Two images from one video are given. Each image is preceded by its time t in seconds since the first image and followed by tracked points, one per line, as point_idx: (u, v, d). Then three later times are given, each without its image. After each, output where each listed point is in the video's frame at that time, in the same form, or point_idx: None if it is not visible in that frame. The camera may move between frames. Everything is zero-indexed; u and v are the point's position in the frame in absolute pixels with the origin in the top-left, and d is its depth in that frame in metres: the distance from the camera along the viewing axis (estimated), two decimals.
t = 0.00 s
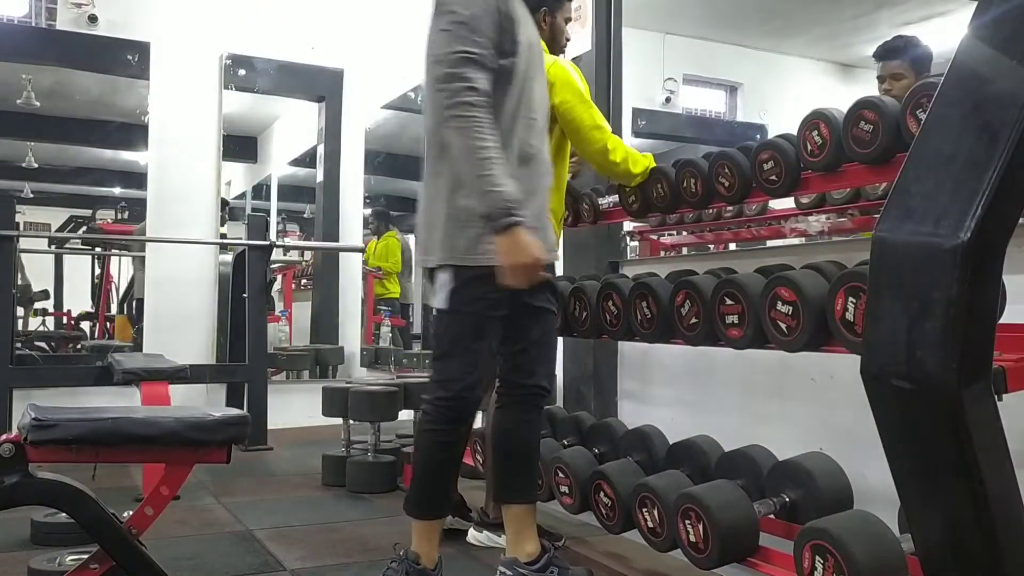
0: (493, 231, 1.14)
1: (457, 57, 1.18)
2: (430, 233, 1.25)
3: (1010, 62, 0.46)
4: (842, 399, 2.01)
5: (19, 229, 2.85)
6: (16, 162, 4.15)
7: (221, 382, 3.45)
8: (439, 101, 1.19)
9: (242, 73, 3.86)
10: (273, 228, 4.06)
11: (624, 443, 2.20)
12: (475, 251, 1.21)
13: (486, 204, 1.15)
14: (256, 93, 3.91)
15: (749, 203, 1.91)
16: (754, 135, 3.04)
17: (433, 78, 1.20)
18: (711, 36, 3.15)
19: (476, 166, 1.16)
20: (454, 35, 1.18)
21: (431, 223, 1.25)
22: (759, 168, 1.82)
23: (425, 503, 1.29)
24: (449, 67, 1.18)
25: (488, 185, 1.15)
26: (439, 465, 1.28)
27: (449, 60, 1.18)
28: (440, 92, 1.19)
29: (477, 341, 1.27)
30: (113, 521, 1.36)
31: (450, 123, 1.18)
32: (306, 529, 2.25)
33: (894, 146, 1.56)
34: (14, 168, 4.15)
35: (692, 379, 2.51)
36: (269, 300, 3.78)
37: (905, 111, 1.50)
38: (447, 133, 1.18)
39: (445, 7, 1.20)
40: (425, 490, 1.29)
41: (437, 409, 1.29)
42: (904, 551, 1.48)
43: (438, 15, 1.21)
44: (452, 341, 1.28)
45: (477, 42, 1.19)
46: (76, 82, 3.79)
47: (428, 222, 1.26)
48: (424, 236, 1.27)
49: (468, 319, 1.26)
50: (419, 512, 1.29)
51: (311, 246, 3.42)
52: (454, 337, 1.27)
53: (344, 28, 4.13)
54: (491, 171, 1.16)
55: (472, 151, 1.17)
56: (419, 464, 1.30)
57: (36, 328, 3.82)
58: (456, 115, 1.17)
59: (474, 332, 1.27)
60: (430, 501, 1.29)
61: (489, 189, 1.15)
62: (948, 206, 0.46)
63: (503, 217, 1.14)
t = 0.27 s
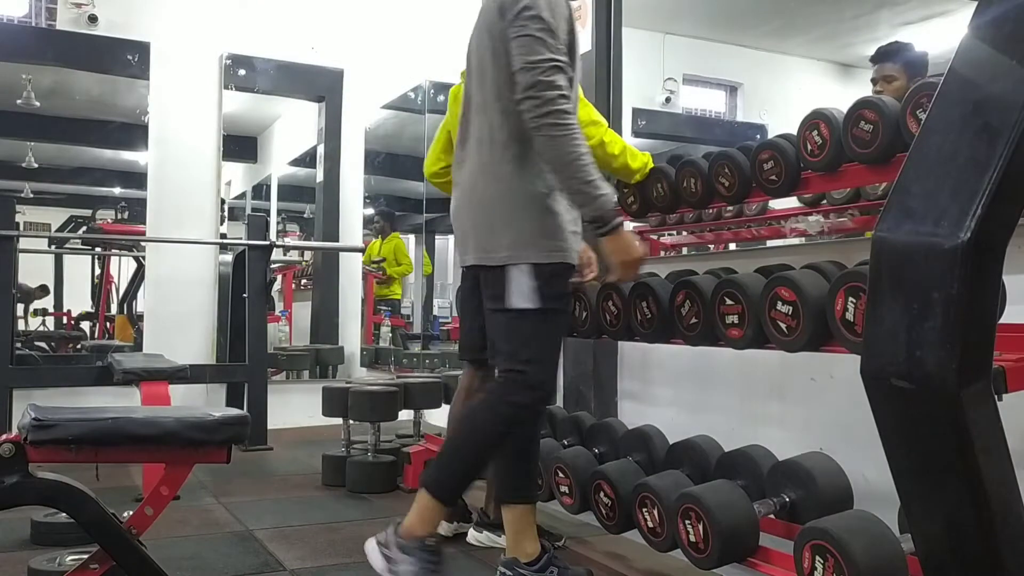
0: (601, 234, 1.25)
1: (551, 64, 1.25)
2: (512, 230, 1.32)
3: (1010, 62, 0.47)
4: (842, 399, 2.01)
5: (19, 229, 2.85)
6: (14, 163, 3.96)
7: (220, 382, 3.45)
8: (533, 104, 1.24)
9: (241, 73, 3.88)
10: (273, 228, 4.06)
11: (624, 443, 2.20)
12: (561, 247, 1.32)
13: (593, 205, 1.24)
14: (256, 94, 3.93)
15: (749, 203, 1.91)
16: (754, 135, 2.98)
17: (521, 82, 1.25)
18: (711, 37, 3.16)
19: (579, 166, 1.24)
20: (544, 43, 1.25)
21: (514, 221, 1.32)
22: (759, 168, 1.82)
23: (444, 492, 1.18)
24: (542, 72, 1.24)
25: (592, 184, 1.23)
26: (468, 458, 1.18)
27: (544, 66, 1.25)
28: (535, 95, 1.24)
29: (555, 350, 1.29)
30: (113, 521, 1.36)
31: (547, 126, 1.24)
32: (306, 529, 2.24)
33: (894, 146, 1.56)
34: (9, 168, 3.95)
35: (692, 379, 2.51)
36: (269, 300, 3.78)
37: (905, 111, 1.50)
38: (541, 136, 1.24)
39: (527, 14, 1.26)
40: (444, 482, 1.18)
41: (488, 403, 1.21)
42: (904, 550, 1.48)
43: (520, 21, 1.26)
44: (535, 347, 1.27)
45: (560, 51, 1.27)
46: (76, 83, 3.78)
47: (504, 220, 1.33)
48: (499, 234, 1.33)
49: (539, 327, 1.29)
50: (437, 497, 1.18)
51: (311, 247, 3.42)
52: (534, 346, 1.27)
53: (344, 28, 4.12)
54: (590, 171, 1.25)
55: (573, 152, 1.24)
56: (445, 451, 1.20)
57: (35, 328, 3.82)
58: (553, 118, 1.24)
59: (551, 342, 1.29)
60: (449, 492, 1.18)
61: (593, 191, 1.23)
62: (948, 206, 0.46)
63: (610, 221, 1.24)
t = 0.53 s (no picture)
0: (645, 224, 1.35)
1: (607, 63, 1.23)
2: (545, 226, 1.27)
3: (1010, 62, 0.47)
4: (842, 399, 2.01)
5: (19, 229, 2.85)
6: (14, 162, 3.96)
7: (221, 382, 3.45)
8: (586, 105, 1.22)
9: (242, 73, 3.88)
10: (273, 228, 4.07)
11: (624, 443, 2.20)
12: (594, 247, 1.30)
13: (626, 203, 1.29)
14: (256, 94, 3.93)
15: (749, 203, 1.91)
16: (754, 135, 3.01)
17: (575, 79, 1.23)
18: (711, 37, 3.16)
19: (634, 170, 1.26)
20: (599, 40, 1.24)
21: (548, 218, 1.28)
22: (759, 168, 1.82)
23: (533, 516, 1.19)
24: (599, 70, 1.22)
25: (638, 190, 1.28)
26: (547, 478, 1.19)
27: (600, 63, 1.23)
28: (589, 93, 1.22)
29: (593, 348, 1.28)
30: (112, 521, 1.35)
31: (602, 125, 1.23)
32: (306, 529, 2.24)
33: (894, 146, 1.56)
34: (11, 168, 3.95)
35: (692, 379, 2.51)
36: (269, 300, 3.78)
37: (905, 111, 1.51)
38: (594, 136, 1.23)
39: (583, 9, 1.23)
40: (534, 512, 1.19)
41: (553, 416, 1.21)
42: (904, 550, 1.48)
43: (575, 14, 1.23)
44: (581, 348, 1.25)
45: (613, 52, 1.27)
46: (76, 82, 3.79)
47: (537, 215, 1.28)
48: (529, 229, 1.28)
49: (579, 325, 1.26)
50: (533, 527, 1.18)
51: (311, 247, 3.42)
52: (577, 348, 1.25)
53: (344, 29, 4.12)
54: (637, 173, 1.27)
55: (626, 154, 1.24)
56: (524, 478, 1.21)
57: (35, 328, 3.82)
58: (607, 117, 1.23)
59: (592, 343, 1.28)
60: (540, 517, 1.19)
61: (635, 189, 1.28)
62: (948, 206, 0.46)
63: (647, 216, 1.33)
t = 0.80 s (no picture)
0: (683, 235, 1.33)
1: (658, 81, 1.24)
2: (570, 229, 1.25)
3: (1009, 61, 0.47)
4: (842, 399, 2.01)
5: (19, 229, 2.85)
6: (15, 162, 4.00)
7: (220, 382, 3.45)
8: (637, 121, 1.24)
9: (242, 73, 3.87)
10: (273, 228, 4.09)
11: (624, 443, 2.20)
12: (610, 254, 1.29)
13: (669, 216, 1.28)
14: (256, 94, 3.93)
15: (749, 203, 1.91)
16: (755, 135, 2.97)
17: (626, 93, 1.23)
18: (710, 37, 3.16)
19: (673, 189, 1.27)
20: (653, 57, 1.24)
21: (572, 221, 1.25)
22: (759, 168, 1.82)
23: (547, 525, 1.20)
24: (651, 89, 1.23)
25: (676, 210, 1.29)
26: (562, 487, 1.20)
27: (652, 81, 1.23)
28: (641, 111, 1.23)
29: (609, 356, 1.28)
30: (112, 521, 1.35)
31: (650, 144, 1.24)
32: (306, 529, 2.24)
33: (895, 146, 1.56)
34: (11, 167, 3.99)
35: (692, 379, 2.51)
36: (269, 300, 3.78)
37: (906, 111, 1.51)
38: (640, 152, 1.24)
39: (642, 23, 1.23)
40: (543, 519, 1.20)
41: (568, 424, 1.23)
42: (904, 550, 1.48)
43: (633, 27, 1.22)
44: (597, 356, 1.26)
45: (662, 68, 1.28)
46: (76, 83, 3.79)
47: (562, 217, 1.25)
48: (552, 230, 1.25)
49: (598, 333, 1.27)
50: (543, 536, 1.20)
51: (311, 247, 3.42)
52: (593, 355, 1.25)
53: (344, 29, 4.12)
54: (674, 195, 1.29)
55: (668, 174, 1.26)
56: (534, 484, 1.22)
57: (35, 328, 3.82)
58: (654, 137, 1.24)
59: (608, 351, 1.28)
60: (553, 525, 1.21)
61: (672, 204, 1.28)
62: (948, 206, 0.46)
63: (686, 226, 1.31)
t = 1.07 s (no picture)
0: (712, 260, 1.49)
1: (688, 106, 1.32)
2: (571, 222, 1.28)
3: (1008, 63, 0.47)
4: (842, 399, 2.01)
5: (19, 229, 2.85)
6: (15, 162, 4.08)
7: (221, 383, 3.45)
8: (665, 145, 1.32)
9: (242, 73, 3.87)
10: (273, 228, 4.10)
11: (624, 443, 2.20)
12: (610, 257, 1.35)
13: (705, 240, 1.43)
14: (256, 94, 3.91)
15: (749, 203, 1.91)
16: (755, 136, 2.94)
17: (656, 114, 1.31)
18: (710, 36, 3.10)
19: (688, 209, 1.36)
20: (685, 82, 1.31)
21: (579, 216, 1.28)
22: (759, 168, 1.82)
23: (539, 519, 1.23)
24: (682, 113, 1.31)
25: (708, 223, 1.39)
26: (554, 481, 1.24)
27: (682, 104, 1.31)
28: (671, 133, 1.31)
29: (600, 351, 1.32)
30: (112, 520, 1.35)
31: (673, 164, 1.32)
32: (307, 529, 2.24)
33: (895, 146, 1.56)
34: (12, 167, 4.06)
35: (691, 378, 2.51)
36: (269, 300, 3.78)
37: (906, 111, 1.51)
38: (666, 172, 1.33)
39: (678, 46, 1.30)
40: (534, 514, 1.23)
41: (558, 418, 1.26)
42: (904, 550, 1.48)
43: (671, 50, 1.29)
44: (586, 350, 1.30)
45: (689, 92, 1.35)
46: (77, 82, 3.79)
47: (568, 212, 1.28)
48: (558, 223, 1.28)
49: (592, 327, 1.31)
50: (534, 531, 1.23)
51: (311, 247, 3.42)
52: (582, 348, 1.29)
53: (344, 29, 4.12)
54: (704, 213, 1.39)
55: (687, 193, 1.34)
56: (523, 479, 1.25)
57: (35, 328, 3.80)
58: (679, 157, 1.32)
59: (598, 346, 1.32)
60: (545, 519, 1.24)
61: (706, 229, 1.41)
62: (949, 206, 0.46)
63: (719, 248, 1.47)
